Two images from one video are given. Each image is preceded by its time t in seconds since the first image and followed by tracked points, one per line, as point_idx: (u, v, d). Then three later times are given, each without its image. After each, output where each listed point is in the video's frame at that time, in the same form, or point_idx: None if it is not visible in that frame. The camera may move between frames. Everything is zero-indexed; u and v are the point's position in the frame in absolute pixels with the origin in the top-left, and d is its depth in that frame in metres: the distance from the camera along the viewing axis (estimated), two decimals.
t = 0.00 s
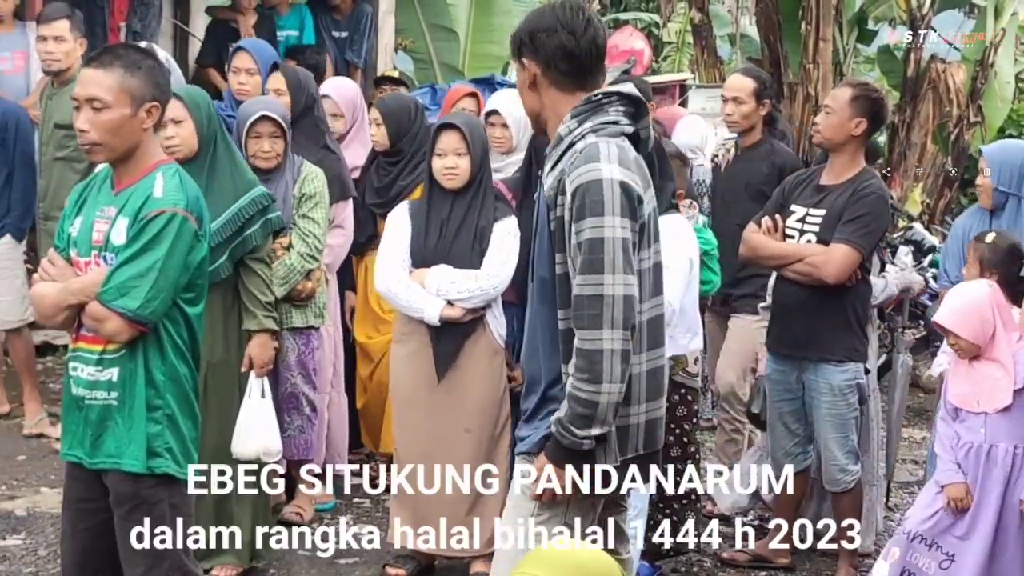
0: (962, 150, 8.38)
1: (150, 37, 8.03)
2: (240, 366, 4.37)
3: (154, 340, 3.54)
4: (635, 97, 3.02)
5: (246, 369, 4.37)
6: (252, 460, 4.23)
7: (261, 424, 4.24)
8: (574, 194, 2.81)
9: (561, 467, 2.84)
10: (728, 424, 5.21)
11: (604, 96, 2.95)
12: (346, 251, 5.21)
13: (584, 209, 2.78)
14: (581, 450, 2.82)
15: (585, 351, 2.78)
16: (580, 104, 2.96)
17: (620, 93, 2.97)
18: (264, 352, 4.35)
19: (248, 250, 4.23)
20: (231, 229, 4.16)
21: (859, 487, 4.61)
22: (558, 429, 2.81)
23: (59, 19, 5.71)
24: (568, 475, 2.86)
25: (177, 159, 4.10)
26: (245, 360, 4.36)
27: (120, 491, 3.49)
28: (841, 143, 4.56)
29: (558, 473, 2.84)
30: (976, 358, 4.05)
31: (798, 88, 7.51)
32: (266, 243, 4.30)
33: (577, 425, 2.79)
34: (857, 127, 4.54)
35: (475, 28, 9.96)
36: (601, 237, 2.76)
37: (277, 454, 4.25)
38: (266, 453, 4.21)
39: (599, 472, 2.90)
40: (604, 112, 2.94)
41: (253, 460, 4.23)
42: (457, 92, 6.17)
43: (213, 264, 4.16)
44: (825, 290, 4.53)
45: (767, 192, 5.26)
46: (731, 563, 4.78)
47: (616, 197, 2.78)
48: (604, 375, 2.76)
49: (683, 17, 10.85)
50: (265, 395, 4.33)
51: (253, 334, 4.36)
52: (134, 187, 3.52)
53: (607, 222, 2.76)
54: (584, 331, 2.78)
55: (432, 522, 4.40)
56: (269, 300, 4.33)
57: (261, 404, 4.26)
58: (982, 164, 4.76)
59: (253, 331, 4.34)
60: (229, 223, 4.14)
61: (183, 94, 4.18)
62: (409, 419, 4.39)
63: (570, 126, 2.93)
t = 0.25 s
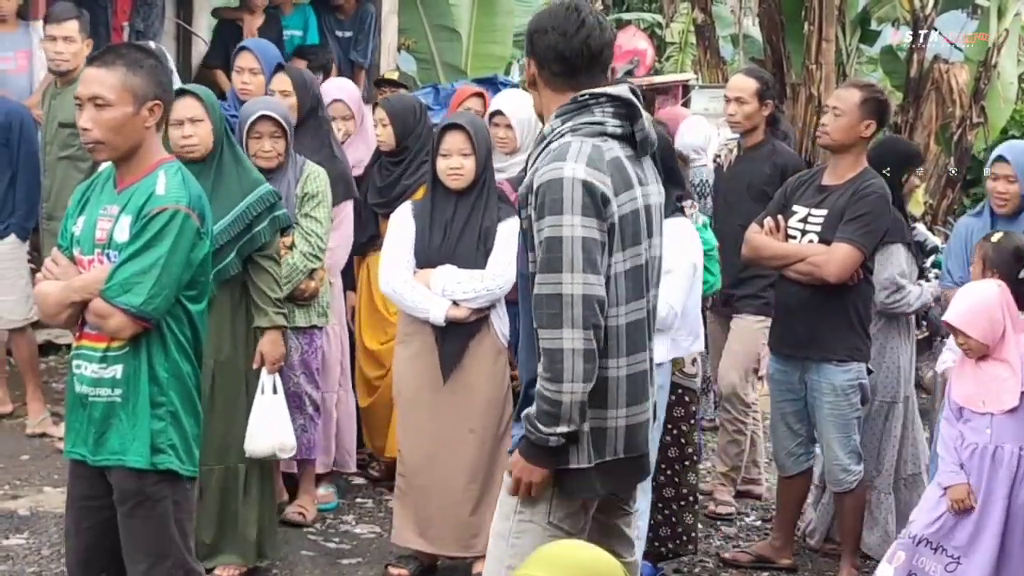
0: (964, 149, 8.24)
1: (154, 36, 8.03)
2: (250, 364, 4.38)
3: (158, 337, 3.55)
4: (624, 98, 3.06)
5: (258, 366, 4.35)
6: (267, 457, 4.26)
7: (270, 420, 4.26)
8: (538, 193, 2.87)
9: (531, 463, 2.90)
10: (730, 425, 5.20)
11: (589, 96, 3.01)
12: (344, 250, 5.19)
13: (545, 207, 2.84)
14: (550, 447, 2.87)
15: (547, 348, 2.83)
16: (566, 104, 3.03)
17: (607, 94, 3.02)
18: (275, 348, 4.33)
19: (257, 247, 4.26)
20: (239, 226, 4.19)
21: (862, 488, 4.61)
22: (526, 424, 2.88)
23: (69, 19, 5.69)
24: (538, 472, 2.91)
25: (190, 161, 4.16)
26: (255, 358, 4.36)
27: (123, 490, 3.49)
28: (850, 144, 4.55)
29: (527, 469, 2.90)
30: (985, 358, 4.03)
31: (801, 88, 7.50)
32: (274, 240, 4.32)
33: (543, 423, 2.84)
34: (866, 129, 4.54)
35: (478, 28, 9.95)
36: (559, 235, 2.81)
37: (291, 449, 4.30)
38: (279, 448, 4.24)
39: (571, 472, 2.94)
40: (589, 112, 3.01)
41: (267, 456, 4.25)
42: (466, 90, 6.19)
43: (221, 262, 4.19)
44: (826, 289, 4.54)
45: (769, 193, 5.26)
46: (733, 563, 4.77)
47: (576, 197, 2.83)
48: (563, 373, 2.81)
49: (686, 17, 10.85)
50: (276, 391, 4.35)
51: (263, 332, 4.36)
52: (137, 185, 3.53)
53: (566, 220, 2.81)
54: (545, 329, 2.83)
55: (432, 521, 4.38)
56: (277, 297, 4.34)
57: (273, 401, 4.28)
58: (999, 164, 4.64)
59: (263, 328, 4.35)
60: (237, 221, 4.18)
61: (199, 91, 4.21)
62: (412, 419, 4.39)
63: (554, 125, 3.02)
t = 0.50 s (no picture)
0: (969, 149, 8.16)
1: (159, 37, 8.04)
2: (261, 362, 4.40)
3: (165, 334, 3.55)
4: (622, 99, 3.04)
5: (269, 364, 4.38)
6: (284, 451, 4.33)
7: (286, 417, 4.30)
8: (524, 191, 2.91)
9: (511, 456, 2.93)
10: (734, 425, 5.19)
11: (586, 97, 3.01)
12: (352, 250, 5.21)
13: (528, 206, 2.88)
14: (528, 441, 2.91)
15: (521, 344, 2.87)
16: (563, 104, 3.04)
17: (603, 95, 3.01)
18: (286, 347, 4.35)
19: (264, 246, 4.27)
20: (248, 224, 4.21)
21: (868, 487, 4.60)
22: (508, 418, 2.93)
23: (72, 20, 5.66)
24: (519, 465, 2.93)
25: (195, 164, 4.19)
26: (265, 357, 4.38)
27: (127, 488, 3.49)
28: (863, 146, 4.53)
29: (508, 459, 2.93)
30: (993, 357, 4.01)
31: (805, 89, 7.50)
32: (281, 239, 4.35)
33: (520, 416, 2.88)
34: (877, 130, 4.54)
35: (482, 30, 10.00)
36: (540, 234, 2.85)
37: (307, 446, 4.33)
38: (296, 444, 4.29)
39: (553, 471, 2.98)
40: (585, 113, 3.01)
41: (283, 450, 4.31)
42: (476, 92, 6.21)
43: (230, 261, 4.19)
44: (832, 288, 4.53)
45: (773, 193, 5.26)
46: (737, 563, 4.75)
47: (558, 196, 2.85)
48: (538, 370, 2.83)
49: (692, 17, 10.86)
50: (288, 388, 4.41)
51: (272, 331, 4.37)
52: (142, 184, 3.53)
53: (546, 219, 2.84)
54: (523, 326, 2.87)
55: (436, 521, 4.41)
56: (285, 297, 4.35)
57: (286, 399, 4.32)
58: None
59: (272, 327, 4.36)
60: (247, 219, 4.20)
61: (201, 93, 4.21)
62: (417, 419, 4.41)
63: (550, 125, 3.04)
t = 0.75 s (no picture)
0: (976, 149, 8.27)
1: (165, 36, 8.04)
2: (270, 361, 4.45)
3: (173, 333, 3.57)
4: (623, 98, 3.03)
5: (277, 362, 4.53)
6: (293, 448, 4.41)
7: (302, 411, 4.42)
8: (522, 188, 2.92)
9: (510, 444, 2.96)
10: (739, 425, 5.18)
11: (587, 95, 3.01)
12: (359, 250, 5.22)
13: (526, 202, 2.89)
14: (524, 430, 2.93)
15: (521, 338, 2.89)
16: (564, 102, 3.04)
17: (604, 94, 3.01)
18: (294, 344, 4.51)
19: (271, 245, 4.30)
20: (255, 224, 4.22)
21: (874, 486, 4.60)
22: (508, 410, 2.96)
23: (76, 19, 5.66)
24: (516, 452, 2.97)
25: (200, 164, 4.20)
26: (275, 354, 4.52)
27: (134, 486, 3.50)
28: (871, 145, 4.53)
29: (507, 446, 2.97)
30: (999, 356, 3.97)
31: (812, 89, 7.52)
32: (288, 238, 4.38)
33: (517, 406, 2.92)
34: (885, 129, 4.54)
35: (489, 29, 9.94)
36: (538, 229, 2.86)
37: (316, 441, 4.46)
38: (306, 441, 4.40)
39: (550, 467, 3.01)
40: (586, 111, 3.01)
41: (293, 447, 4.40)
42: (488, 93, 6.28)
43: (239, 259, 4.22)
44: (839, 287, 4.52)
45: (779, 192, 5.25)
46: (743, 563, 4.75)
47: (556, 192, 2.86)
48: (535, 363, 2.85)
49: (697, 16, 10.88)
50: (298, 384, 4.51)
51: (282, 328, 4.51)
52: (151, 183, 3.53)
53: (544, 215, 2.86)
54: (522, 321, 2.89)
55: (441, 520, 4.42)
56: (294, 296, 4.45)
57: (296, 393, 4.44)
58: None
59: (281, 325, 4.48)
60: (252, 219, 4.20)
61: (203, 95, 4.22)
62: (422, 419, 4.41)
63: (550, 123, 3.04)
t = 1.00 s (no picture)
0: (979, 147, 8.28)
1: (169, 34, 8.05)
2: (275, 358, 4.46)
3: (178, 326, 3.58)
4: (626, 94, 3.03)
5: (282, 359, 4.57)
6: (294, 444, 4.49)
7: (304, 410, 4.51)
8: (528, 184, 2.91)
9: (518, 437, 2.98)
10: (744, 422, 5.18)
11: (590, 91, 3.01)
12: (362, 249, 5.25)
13: (533, 198, 2.88)
14: (535, 424, 2.94)
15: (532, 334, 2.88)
16: (567, 98, 3.04)
17: (607, 90, 3.01)
18: (298, 343, 4.53)
19: (276, 243, 4.32)
20: (257, 225, 4.23)
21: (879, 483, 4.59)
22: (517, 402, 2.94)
23: (80, 16, 5.66)
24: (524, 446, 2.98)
25: (203, 161, 4.19)
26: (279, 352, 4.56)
27: (140, 481, 3.51)
28: (876, 142, 4.51)
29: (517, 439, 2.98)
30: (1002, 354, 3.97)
31: (816, 86, 7.54)
32: (293, 236, 4.40)
33: (528, 400, 2.91)
34: (889, 126, 4.52)
35: (492, 28, 9.95)
36: (546, 225, 2.85)
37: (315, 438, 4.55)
38: (307, 438, 4.48)
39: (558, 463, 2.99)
40: (589, 107, 3.01)
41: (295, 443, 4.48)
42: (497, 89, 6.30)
43: (241, 258, 4.24)
44: (842, 284, 4.51)
45: (783, 190, 5.23)
46: (748, 561, 4.73)
47: (563, 187, 2.85)
48: (546, 359, 2.84)
49: (701, 14, 10.88)
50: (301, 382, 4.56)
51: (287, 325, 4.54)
52: (157, 178, 3.53)
53: (552, 210, 2.85)
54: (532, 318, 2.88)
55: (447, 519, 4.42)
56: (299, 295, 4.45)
57: (298, 391, 4.51)
58: None
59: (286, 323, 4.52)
60: (255, 219, 4.21)
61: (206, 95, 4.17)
62: (427, 417, 4.40)
63: (554, 120, 3.04)
